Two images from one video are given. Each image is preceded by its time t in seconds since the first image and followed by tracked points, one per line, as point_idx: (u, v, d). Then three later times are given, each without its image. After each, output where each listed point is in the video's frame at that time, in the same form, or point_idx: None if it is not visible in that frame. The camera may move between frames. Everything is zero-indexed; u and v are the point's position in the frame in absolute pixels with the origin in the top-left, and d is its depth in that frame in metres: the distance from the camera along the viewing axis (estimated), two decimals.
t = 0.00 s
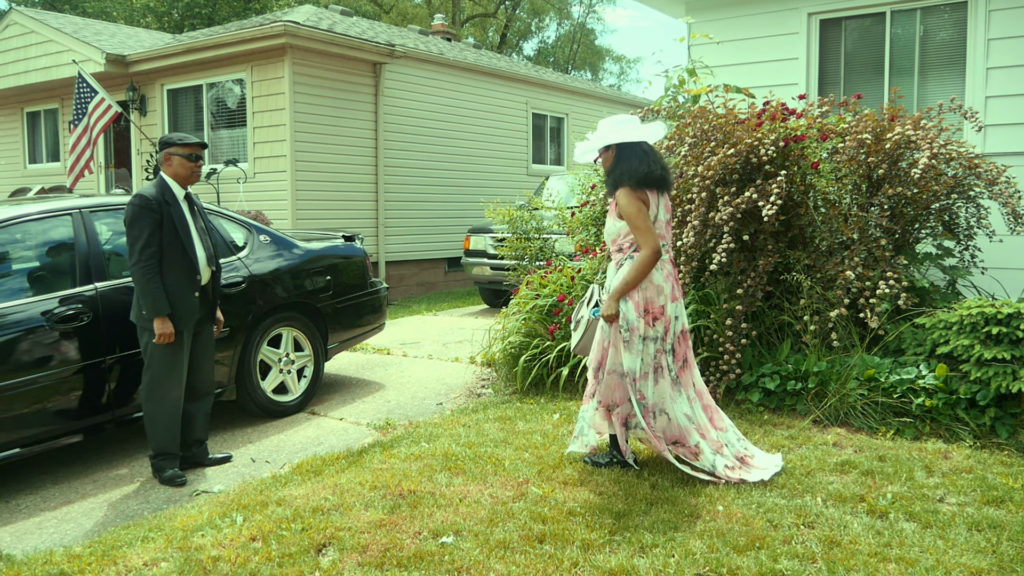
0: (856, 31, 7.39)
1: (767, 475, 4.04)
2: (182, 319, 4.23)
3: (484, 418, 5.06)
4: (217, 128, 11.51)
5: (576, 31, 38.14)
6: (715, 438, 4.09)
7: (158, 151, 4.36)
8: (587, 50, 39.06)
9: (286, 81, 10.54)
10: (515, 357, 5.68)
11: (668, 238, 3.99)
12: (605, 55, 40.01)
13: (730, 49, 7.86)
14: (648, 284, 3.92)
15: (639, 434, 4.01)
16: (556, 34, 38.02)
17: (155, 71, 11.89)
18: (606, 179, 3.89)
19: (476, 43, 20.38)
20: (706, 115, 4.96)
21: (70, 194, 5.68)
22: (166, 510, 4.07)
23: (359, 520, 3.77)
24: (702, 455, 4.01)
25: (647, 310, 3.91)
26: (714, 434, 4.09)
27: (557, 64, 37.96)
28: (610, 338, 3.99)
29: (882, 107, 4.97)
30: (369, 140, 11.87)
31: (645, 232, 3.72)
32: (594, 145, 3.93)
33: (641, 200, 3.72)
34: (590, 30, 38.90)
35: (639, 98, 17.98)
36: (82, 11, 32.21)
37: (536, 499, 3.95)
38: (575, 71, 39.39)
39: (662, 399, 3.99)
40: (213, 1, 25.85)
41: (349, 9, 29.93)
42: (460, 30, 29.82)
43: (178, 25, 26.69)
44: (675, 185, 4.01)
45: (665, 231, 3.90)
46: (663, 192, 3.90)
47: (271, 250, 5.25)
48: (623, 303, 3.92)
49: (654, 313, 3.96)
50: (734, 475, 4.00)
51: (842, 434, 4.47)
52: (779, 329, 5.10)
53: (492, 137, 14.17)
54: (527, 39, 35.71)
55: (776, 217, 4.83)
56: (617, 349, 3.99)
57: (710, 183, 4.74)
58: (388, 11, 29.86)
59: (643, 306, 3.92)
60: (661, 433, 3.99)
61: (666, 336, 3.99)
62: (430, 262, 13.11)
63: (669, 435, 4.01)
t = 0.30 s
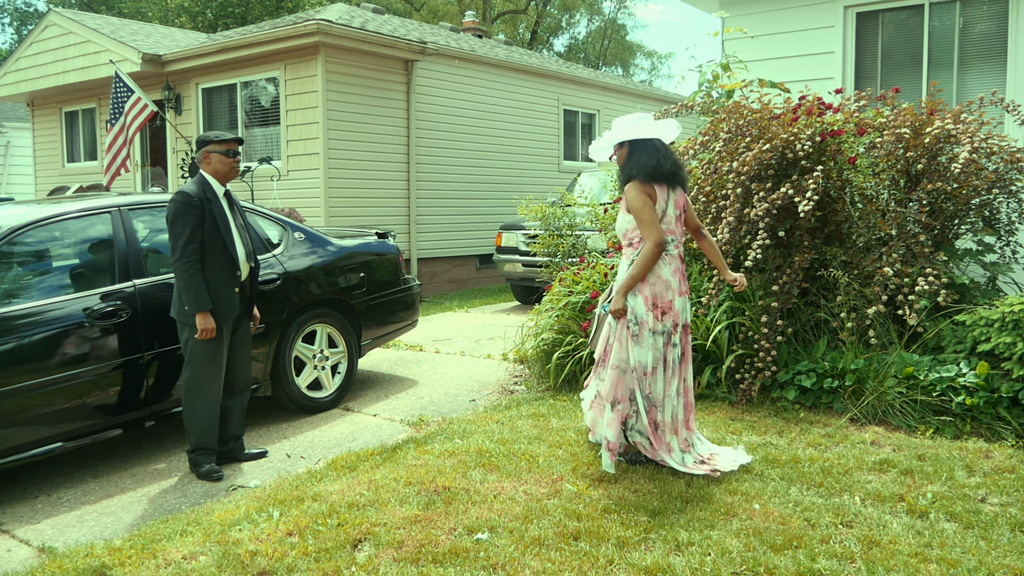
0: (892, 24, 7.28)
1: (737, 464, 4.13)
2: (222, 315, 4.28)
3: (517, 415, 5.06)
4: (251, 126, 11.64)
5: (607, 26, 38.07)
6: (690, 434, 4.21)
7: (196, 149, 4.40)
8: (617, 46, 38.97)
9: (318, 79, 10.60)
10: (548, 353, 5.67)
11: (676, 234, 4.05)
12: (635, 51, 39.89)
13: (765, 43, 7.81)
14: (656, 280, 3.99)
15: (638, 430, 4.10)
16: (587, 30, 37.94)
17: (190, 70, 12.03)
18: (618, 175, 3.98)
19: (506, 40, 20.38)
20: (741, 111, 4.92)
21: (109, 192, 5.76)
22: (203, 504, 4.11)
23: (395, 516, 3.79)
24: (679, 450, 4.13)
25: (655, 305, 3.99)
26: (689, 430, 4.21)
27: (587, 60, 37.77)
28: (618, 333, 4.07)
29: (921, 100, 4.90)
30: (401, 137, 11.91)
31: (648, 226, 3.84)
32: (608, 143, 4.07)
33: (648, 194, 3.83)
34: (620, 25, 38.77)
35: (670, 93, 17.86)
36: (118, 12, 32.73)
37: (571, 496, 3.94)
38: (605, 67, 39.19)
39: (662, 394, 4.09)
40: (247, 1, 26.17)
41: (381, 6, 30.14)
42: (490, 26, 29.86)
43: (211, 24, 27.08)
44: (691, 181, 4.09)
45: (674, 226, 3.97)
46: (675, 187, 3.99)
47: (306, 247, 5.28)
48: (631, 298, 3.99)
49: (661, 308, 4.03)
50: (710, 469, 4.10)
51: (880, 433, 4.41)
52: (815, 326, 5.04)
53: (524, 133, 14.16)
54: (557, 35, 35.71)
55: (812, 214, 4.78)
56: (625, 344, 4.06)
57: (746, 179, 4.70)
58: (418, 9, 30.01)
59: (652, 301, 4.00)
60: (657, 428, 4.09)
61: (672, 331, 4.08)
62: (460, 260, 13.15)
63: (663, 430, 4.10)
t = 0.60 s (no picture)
0: (928, 20, 7.48)
1: (745, 460, 4.20)
2: (257, 308, 4.32)
3: (546, 412, 5.06)
4: (280, 123, 11.70)
5: (635, 23, 38.01)
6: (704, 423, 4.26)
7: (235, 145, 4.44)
8: (646, 43, 38.86)
9: (348, 76, 10.63)
10: (576, 351, 5.66)
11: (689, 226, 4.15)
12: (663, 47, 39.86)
13: (798, 39, 7.99)
14: (668, 271, 4.09)
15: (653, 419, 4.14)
16: (615, 27, 37.93)
17: (222, 66, 12.12)
18: (633, 170, 4.08)
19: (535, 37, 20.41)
20: (773, 108, 4.88)
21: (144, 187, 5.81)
22: (234, 497, 4.14)
23: (424, 511, 3.79)
24: (692, 438, 4.18)
25: (668, 295, 4.09)
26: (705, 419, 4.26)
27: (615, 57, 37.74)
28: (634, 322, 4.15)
29: (957, 97, 4.83)
30: (430, 134, 11.93)
31: (662, 217, 3.92)
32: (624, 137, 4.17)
33: (663, 185, 3.93)
34: (649, 22, 38.67)
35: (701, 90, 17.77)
36: (150, 10, 33.13)
37: (600, 493, 3.92)
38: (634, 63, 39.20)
39: (676, 383, 4.15)
40: None
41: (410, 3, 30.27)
42: (518, 23, 29.91)
43: (242, 21, 27.36)
44: (702, 177, 4.19)
45: (686, 218, 4.07)
46: (687, 181, 4.09)
47: (336, 243, 5.31)
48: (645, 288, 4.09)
49: (674, 298, 4.12)
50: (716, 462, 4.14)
51: (914, 434, 4.36)
52: (847, 325, 5.00)
53: (552, 130, 14.13)
54: (585, 32, 35.75)
55: (846, 211, 4.74)
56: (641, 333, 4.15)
57: (778, 176, 4.66)
58: (447, 6, 30.15)
59: (665, 291, 4.09)
60: (670, 416, 4.14)
61: (685, 320, 4.17)
62: (487, 256, 13.18)
63: (678, 419, 4.15)
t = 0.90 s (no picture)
0: (962, 15, 7.81)
1: (753, 450, 4.28)
2: (292, 304, 4.36)
3: (574, 410, 5.05)
4: (309, 121, 11.74)
5: (663, 19, 37.96)
6: (719, 413, 4.36)
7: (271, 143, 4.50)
8: (673, 39, 38.67)
9: (377, 73, 10.67)
10: (604, 349, 5.66)
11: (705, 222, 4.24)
12: (691, 45, 39.85)
13: (829, 35, 8.37)
14: (681, 266, 4.18)
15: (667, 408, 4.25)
16: (642, 23, 37.93)
17: (252, 64, 12.20)
18: (651, 166, 4.18)
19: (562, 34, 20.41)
20: (805, 104, 4.84)
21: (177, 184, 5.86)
22: (265, 492, 4.16)
23: (453, 508, 3.79)
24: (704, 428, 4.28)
25: (680, 289, 4.17)
26: (719, 410, 4.36)
27: (642, 54, 37.74)
28: (646, 313, 4.26)
29: (992, 94, 4.75)
30: (456, 132, 11.95)
31: (682, 215, 4.02)
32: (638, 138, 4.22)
33: (682, 183, 4.02)
34: (677, 18, 38.51)
35: (729, 87, 17.65)
36: (180, 8, 33.50)
37: (629, 492, 3.91)
38: (661, 60, 39.17)
39: (687, 374, 4.24)
40: None
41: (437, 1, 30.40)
42: (545, 20, 29.90)
43: (271, 19, 27.67)
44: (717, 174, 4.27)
45: (703, 214, 4.16)
46: (704, 178, 4.18)
47: (364, 240, 5.33)
48: (658, 281, 4.19)
49: (686, 292, 4.22)
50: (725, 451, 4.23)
51: (947, 435, 4.31)
52: (880, 324, 4.95)
53: (579, 127, 14.10)
54: (612, 28, 35.76)
55: (878, 209, 4.70)
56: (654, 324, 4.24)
57: (809, 174, 4.60)
58: (475, 4, 30.28)
59: (677, 286, 4.19)
60: (681, 406, 4.24)
61: (697, 314, 4.26)
62: (514, 254, 13.17)
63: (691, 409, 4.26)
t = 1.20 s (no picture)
0: (993, 12, 8.05)
1: (764, 446, 4.28)
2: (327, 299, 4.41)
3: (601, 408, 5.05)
4: (335, 119, 11.77)
5: (688, 17, 37.83)
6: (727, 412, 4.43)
7: (307, 139, 4.52)
8: (699, 36, 38.44)
9: (402, 71, 10.70)
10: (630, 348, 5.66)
11: (706, 223, 4.34)
12: (716, 42, 39.66)
13: (859, 32, 8.61)
14: (678, 265, 4.31)
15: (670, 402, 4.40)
16: (667, 21, 37.83)
17: (278, 64, 12.28)
18: (653, 169, 4.33)
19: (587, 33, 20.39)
20: (833, 102, 4.81)
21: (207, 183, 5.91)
22: (292, 489, 4.19)
23: (480, 506, 3.80)
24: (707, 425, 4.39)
25: (676, 288, 4.29)
26: (727, 408, 4.43)
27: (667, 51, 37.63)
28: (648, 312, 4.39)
29: None
30: (480, 130, 11.95)
31: (682, 215, 4.16)
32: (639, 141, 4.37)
33: (679, 185, 4.16)
34: (702, 15, 38.31)
35: (755, 84, 17.55)
36: (208, 8, 33.82)
37: (657, 490, 3.89)
38: (686, 58, 39.00)
39: (687, 372, 4.35)
40: None
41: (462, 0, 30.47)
42: (570, 18, 29.83)
43: (297, 18, 27.89)
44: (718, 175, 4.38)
45: (702, 215, 4.27)
46: (704, 179, 4.30)
47: (390, 238, 5.35)
48: (657, 280, 4.32)
49: (684, 291, 4.33)
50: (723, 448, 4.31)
51: (979, 435, 4.25)
52: (909, 323, 4.91)
53: (604, 124, 14.06)
54: (636, 26, 35.68)
55: (908, 207, 4.65)
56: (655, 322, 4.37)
57: (838, 171, 4.57)
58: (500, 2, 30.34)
59: (676, 284, 4.31)
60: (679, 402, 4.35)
61: (698, 313, 4.36)
62: (538, 252, 13.16)
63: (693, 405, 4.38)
